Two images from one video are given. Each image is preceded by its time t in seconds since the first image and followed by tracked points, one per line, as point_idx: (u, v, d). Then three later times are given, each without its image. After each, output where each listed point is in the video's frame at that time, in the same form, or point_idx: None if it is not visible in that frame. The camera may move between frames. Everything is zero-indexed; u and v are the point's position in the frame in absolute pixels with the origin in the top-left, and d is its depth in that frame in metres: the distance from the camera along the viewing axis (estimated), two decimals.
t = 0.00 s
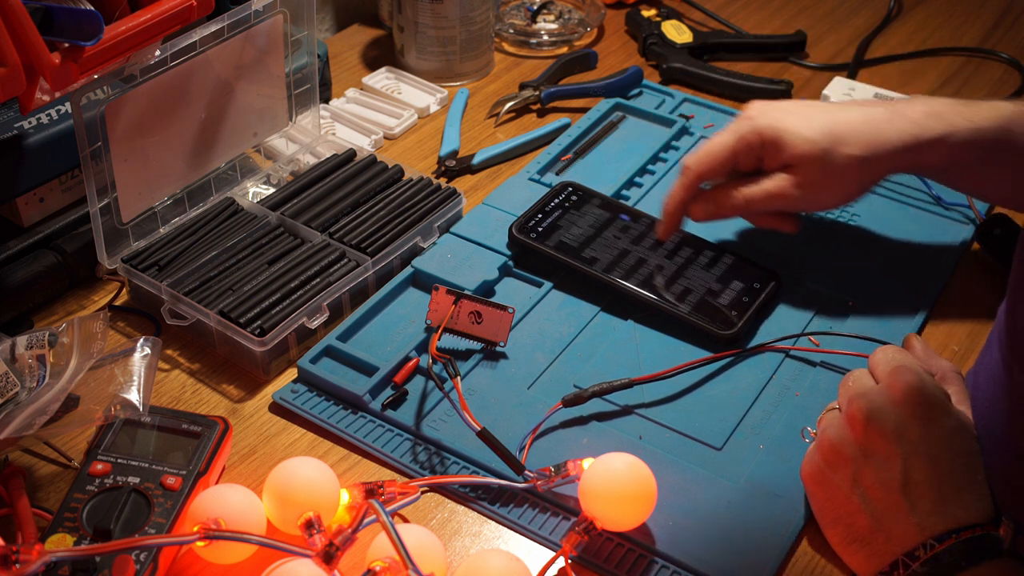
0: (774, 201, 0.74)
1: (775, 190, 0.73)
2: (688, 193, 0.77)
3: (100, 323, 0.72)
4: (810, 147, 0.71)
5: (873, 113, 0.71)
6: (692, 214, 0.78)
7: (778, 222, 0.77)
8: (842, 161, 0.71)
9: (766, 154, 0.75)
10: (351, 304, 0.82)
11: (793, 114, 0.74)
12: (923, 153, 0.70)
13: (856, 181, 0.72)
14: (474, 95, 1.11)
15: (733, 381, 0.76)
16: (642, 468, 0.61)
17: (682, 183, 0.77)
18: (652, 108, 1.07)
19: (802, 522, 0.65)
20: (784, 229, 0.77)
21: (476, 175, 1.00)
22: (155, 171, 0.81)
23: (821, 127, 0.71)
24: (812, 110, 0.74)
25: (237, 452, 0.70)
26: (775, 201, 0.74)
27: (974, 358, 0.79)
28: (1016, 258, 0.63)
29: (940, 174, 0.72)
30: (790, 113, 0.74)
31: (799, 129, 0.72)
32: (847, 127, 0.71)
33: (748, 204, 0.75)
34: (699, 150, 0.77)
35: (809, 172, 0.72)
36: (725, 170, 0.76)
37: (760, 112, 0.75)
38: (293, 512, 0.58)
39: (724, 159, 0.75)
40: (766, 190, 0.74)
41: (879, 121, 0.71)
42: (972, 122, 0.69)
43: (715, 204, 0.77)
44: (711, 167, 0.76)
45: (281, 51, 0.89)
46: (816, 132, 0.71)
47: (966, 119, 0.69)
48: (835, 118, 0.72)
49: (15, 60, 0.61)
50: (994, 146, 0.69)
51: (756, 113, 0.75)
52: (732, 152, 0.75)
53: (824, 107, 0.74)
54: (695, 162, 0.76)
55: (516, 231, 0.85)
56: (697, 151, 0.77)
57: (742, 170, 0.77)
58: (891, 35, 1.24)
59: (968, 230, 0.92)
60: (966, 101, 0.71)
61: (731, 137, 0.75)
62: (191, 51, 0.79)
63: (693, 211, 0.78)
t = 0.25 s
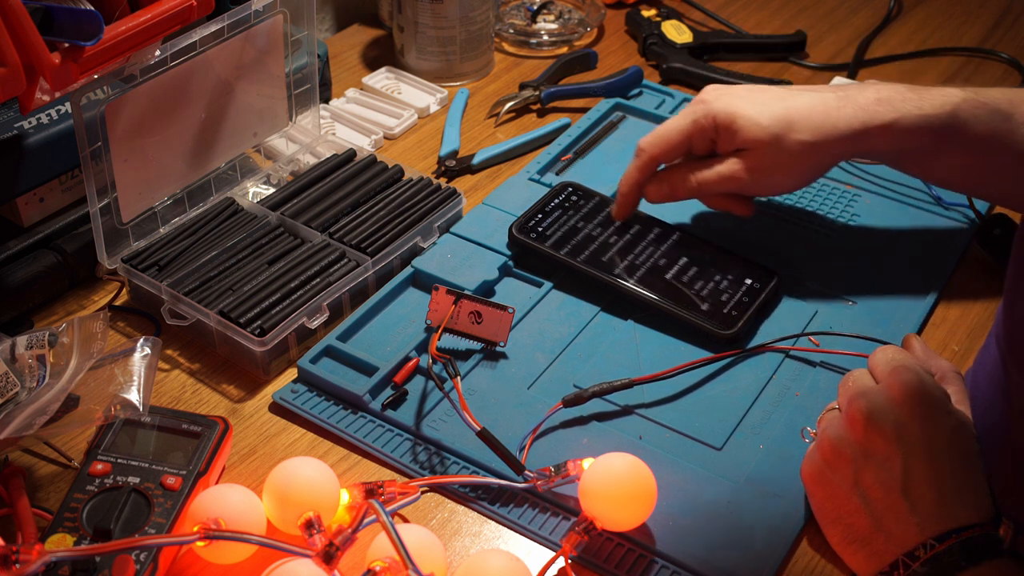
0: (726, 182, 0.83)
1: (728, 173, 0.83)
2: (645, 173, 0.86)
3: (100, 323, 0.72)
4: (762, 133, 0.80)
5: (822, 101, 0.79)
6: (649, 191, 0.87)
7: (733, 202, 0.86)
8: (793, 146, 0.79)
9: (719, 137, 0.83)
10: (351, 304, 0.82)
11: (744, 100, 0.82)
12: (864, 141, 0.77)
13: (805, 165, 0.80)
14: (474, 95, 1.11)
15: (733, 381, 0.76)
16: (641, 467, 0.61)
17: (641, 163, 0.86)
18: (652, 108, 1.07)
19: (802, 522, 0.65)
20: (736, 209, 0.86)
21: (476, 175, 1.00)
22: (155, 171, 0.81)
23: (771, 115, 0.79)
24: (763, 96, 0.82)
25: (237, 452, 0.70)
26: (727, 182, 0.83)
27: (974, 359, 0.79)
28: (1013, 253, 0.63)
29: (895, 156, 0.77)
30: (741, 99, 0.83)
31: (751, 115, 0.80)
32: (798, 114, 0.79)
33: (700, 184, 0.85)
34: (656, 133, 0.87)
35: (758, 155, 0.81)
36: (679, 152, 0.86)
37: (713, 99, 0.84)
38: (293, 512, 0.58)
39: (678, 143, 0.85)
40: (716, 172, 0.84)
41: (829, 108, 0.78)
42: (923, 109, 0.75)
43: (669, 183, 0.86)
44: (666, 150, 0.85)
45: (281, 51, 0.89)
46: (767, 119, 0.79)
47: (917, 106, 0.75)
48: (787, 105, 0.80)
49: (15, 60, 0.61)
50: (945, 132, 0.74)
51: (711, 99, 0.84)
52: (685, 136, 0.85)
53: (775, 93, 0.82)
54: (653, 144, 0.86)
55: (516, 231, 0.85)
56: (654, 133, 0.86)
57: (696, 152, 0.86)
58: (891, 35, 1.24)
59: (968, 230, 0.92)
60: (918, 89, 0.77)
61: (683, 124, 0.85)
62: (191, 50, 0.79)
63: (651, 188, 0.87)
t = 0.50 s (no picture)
0: (740, 179, 0.80)
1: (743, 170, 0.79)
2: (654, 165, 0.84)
3: (100, 323, 0.72)
4: (779, 130, 0.76)
5: (841, 101, 0.75)
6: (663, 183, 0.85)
7: (742, 200, 0.84)
8: (812, 145, 0.75)
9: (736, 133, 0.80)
10: (351, 304, 0.82)
11: (765, 95, 0.79)
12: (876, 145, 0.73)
13: (822, 166, 0.75)
14: (474, 95, 1.11)
15: (733, 381, 0.76)
16: (641, 467, 0.61)
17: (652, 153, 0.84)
18: (653, 108, 1.07)
19: (802, 523, 0.65)
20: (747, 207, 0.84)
21: (476, 175, 1.00)
22: (155, 171, 0.81)
23: (789, 112, 0.76)
24: (788, 93, 0.78)
25: (237, 452, 0.70)
26: (742, 179, 0.79)
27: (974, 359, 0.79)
28: (1012, 253, 0.62)
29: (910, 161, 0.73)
30: (761, 94, 0.79)
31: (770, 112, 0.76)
32: (817, 112, 0.75)
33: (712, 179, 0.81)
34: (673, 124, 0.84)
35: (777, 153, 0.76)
36: (694, 146, 0.82)
37: (732, 93, 0.80)
38: (293, 512, 0.58)
39: (693, 136, 0.82)
40: (733, 166, 0.80)
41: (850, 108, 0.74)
42: (941, 112, 0.70)
43: (682, 176, 0.84)
44: (679, 143, 0.83)
45: (281, 51, 0.89)
46: (785, 116, 0.76)
47: (934, 109, 0.71)
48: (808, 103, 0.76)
49: (15, 60, 0.61)
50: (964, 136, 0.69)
51: (732, 93, 0.81)
52: (702, 130, 0.81)
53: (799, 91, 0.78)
54: (666, 136, 0.83)
55: (516, 231, 0.85)
56: (670, 124, 0.84)
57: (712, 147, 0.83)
58: (891, 35, 1.24)
59: (968, 230, 0.92)
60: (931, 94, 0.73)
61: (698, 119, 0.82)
62: (191, 50, 0.79)
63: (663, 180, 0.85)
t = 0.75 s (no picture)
0: (820, 207, 0.68)
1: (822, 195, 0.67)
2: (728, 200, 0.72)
3: (100, 323, 0.72)
4: (855, 150, 0.66)
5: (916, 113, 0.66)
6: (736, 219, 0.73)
7: (820, 227, 0.73)
8: (888, 165, 0.65)
9: (814, 156, 0.68)
10: (351, 304, 0.82)
11: (839, 114, 0.68)
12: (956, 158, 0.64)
13: (898, 187, 0.66)
14: (474, 95, 1.11)
15: (733, 381, 0.76)
16: (641, 467, 0.61)
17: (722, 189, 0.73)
18: (652, 108, 1.07)
19: (802, 522, 0.65)
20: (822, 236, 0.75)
21: (476, 176, 1.00)
22: (155, 171, 0.81)
23: (865, 130, 0.65)
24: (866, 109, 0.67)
25: (238, 452, 0.70)
26: (821, 206, 0.68)
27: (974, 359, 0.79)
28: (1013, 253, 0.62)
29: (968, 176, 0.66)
30: (837, 114, 0.68)
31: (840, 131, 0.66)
32: (893, 127, 0.65)
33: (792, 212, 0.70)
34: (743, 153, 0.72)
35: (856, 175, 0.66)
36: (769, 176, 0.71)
37: (804, 112, 0.69)
38: (293, 512, 0.58)
39: (766, 166, 0.70)
40: (811, 195, 0.68)
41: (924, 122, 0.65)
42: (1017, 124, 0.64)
43: (756, 211, 0.72)
44: (752, 174, 0.71)
45: (281, 51, 0.89)
46: (861, 135, 0.65)
47: (1010, 122, 0.64)
48: (882, 117, 0.66)
49: (15, 60, 0.61)
50: None
51: (803, 112, 0.69)
52: (775, 156, 0.70)
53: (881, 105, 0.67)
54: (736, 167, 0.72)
55: (516, 231, 0.85)
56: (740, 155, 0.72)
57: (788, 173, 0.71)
58: (891, 35, 1.24)
59: (968, 230, 0.92)
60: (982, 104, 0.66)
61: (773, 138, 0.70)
62: (191, 51, 0.79)
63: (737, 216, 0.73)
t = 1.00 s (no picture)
0: (771, 201, 0.78)
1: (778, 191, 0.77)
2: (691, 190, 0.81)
3: (100, 323, 0.72)
4: (813, 150, 0.75)
5: (874, 120, 0.74)
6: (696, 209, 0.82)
7: (771, 221, 0.81)
8: (844, 165, 0.74)
9: (769, 153, 0.78)
10: (351, 304, 0.82)
11: (796, 115, 0.77)
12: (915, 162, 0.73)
13: (854, 184, 0.74)
14: (474, 95, 1.11)
15: (733, 381, 0.76)
16: (641, 468, 0.61)
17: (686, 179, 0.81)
18: (652, 108, 1.07)
19: (802, 523, 0.65)
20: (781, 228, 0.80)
21: (476, 175, 1.00)
22: (155, 171, 0.81)
23: (824, 131, 0.74)
24: (822, 114, 0.76)
25: (237, 452, 0.70)
26: (776, 201, 0.77)
27: (974, 359, 0.79)
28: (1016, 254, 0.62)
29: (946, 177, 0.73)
30: (793, 115, 0.77)
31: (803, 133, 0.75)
32: (850, 131, 0.74)
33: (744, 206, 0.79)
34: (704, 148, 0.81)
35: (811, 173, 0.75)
36: (727, 171, 0.80)
37: (764, 114, 0.78)
38: (293, 512, 0.58)
39: (727, 159, 0.79)
40: (766, 190, 0.78)
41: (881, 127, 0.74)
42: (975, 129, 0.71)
43: (716, 201, 0.81)
44: (714, 166, 0.80)
45: (281, 51, 0.89)
46: (820, 135, 0.74)
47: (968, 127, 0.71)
48: (841, 122, 0.75)
49: (15, 60, 0.61)
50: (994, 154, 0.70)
51: (763, 113, 0.78)
52: (737, 151, 0.79)
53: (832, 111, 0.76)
54: (700, 159, 0.80)
55: (516, 231, 0.85)
56: (703, 148, 0.80)
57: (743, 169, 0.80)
58: (891, 35, 1.24)
59: (968, 229, 0.92)
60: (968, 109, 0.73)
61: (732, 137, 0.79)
62: (191, 51, 0.79)
63: (697, 206, 0.82)
